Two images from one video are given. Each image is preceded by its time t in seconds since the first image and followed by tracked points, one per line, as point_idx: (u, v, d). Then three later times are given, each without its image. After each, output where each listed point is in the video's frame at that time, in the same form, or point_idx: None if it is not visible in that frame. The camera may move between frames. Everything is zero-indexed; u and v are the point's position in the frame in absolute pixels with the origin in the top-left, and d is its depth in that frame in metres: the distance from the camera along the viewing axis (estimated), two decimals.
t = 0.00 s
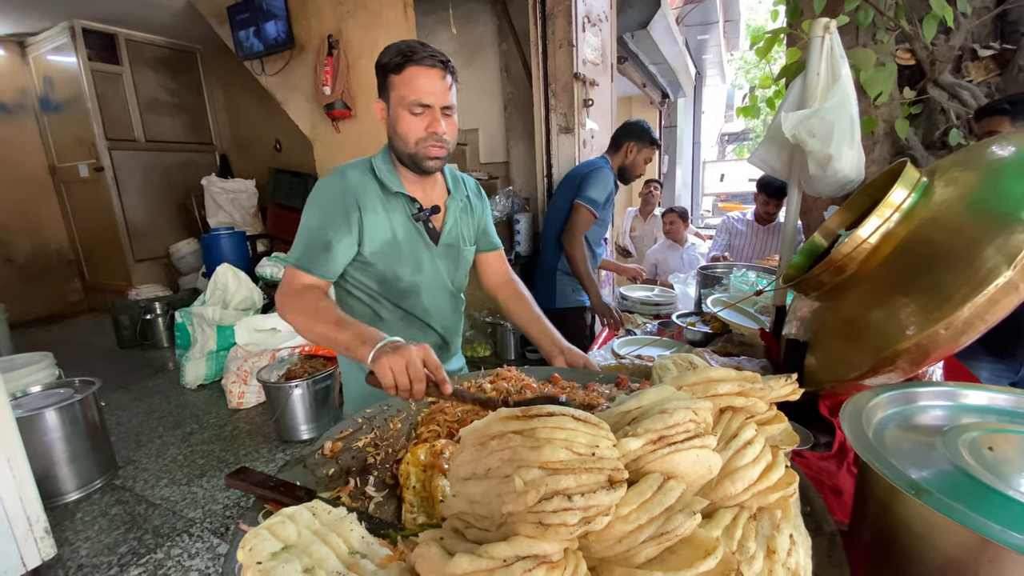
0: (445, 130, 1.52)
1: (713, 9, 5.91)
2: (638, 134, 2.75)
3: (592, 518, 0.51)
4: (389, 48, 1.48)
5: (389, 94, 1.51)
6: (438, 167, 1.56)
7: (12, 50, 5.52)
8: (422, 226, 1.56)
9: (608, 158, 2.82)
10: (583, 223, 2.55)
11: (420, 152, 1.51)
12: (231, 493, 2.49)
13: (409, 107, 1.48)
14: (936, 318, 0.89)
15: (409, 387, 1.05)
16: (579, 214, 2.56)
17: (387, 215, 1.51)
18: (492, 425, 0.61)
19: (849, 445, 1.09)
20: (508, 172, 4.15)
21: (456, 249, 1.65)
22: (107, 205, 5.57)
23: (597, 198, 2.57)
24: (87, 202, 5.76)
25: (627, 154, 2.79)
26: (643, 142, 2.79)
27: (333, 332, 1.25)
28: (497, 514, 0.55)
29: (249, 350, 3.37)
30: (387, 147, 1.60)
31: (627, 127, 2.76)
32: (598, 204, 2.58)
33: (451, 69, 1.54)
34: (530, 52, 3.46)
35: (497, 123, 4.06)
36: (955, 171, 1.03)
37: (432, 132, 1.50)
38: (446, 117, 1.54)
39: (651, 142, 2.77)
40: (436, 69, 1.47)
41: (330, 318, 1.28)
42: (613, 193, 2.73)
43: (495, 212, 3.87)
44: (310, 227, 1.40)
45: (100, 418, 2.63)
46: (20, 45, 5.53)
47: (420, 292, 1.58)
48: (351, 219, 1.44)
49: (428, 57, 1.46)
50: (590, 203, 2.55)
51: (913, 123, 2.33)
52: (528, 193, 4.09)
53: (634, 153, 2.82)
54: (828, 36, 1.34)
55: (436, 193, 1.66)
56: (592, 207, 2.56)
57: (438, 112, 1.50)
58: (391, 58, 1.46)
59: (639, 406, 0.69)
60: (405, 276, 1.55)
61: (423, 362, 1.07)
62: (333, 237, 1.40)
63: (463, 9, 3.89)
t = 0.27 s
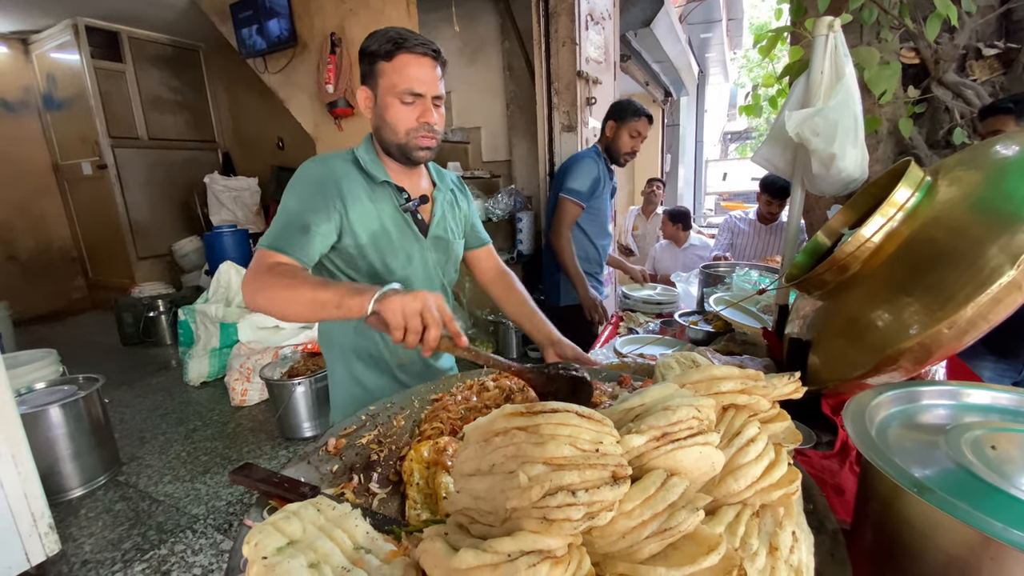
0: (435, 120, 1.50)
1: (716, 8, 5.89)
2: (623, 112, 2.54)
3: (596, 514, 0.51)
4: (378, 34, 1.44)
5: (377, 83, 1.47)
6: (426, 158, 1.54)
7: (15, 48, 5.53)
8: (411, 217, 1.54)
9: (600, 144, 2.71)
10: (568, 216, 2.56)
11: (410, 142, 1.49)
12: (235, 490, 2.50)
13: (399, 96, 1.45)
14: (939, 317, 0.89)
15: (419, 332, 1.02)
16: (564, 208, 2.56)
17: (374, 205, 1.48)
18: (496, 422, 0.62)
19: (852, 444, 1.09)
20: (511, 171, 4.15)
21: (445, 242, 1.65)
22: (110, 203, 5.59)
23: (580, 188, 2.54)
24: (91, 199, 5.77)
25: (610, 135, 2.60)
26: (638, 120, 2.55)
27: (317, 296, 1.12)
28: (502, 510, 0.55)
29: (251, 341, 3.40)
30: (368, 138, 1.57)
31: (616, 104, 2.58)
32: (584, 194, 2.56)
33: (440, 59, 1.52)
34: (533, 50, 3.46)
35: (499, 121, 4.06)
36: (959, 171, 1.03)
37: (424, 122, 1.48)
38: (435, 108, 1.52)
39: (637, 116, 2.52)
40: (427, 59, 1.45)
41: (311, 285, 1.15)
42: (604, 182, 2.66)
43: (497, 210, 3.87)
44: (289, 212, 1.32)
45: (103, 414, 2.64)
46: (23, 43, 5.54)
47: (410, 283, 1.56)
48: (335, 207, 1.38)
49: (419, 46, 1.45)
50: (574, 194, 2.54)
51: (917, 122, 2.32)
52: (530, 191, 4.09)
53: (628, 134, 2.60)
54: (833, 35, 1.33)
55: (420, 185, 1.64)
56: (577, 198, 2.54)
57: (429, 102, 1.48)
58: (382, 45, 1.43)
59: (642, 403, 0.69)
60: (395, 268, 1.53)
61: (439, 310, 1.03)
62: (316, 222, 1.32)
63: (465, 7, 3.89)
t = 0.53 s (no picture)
0: (423, 111, 1.50)
1: (718, 6, 5.87)
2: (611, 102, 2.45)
3: (587, 511, 0.51)
4: (356, 31, 1.40)
5: (360, 79, 1.43)
6: (418, 148, 1.54)
7: (17, 45, 5.54)
8: (410, 208, 1.58)
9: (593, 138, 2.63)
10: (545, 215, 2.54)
11: (403, 135, 1.48)
12: (235, 487, 2.51)
13: (388, 91, 1.42)
14: (937, 316, 0.89)
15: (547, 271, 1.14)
16: (543, 207, 2.56)
17: (382, 194, 1.48)
18: (489, 420, 0.62)
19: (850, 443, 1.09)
20: (511, 169, 4.15)
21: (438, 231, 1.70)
22: (112, 201, 5.60)
23: (559, 185, 2.48)
24: (92, 197, 5.79)
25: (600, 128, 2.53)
26: (628, 112, 2.41)
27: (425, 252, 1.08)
28: (494, 507, 0.55)
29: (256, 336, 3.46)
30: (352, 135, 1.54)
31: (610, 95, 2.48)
32: (563, 192, 2.51)
33: (421, 50, 1.50)
34: (533, 48, 3.45)
35: (500, 119, 4.05)
36: (959, 169, 1.03)
37: (414, 115, 1.48)
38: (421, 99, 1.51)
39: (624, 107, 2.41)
40: (408, 51, 1.42)
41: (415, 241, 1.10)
42: (593, 178, 2.56)
43: (497, 208, 3.86)
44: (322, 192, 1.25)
45: (104, 411, 2.65)
46: (25, 40, 5.55)
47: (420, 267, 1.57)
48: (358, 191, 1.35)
49: (401, 39, 1.42)
50: (553, 192, 2.50)
51: (919, 121, 2.31)
52: (531, 190, 4.09)
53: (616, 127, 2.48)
54: (833, 33, 1.33)
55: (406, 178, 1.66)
56: (556, 196, 2.50)
57: (417, 94, 1.47)
58: (362, 42, 1.39)
59: (635, 401, 0.69)
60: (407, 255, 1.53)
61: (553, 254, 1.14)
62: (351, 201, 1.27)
63: (466, 5, 3.88)
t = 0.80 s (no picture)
0: (430, 119, 1.53)
1: (720, 5, 5.85)
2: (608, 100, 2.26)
3: (584, 510, 0.51)
4: (379, 36, 1.41)
5: (375, 81, 1.44)
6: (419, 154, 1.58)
7: (19, 45, 5.55)
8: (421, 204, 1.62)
9: (587, 140, 2.45)
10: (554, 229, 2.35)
11: (404, 140, 1.51)
12: (236, 485, 2.52)
13: (399, 95, 1.44)
14: (938, 316, 0.89)
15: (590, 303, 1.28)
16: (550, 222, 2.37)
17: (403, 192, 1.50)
18: (487, 418, 0.62)
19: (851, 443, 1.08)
20: (513, 168, 4.14)
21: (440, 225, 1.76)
22: (114, 200, 5.61)
23: (562, 196, 2.30)
24: (95, 196, 5.80)
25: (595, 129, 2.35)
26: (625, 112, 2.25)
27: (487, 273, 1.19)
28: (492, 506, 0.55)
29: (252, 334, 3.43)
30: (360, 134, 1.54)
31: (604, 93, 2.28)
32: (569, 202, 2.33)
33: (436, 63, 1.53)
34: (535, 47, 3.45)
35: (501, 118, 4.05)
36: (960, 168, 1.02)
37: (421, 122, 1.50)
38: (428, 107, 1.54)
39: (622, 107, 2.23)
40: (425, 62, 1.45)
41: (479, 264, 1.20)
42: (592, 184, 2.41)
43: (498, 208, 3.89)
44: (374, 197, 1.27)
45: (106, 410, 2.66)
46: (27, 40, 5.56)
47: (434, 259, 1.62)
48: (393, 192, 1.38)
49: (419, 51, 1.44)
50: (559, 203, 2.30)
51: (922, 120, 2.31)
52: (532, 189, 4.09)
53: (613, 127, 2.31)
54: (834, 32, 1.32)
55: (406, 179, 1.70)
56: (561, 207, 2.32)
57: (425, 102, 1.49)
58: (383, 47, 1.41)
59: (633, 400, 0.69)
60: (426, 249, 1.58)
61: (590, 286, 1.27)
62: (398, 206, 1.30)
63: (468, 4, 3.87)
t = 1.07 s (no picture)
0: (433, 120, 1.53)
1: (723, 5, 5.85)
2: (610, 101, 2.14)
3: (586, 514, 0.51)
4: (386, 40, 1.46)
5: (381, 81, 1.48)
6: (423, 154, 1.56)
7: (23, 46, 5.57)
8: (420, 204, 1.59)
9: (584, 142, 2.32)
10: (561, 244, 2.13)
11: (407, 138, 1.50)
12: (238, 486, 2.52)
13: (401, 94, 1.46)
14: (942, 318, 0.88)
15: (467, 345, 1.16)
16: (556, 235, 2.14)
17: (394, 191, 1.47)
18: (489, 422, 0.62)
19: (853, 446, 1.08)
20: (515, 169, 4.15)
21: (445, 224, 1.72)
22: (117, 201, 5.63)
23: (567, 207, 2.13)
24: (98, 197, 5.82)
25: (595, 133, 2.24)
26: (627, 116, 2.15)
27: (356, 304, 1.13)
28: (494, 510, 0.55)
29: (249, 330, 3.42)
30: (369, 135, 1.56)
31: (604, 94, 2.17)
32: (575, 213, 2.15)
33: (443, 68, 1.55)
34: (537, 48, 3.45)
35: (503, 119, 4.05)
36: (964, 170, 1.02)
37: (423, 122, 1.50)
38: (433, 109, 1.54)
39: (625, 112, 2.13)
40: (429, 64, 1.47)
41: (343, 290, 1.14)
42: (590, 190, 2.29)
43: (501, 208, 3.90)
44: (318, 204, 1.27)
45: (109, 410, 2.67)
46: (31, 41, 5.58)
47: (430, 261, 1.60)
48: (362, 195, 1.36)
49: (423, 52, 1.47)
50: (566, 215, 2.13)
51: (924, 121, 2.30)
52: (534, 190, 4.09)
53: (613, 132, 2.22)
54: (837, 33, 1.32)
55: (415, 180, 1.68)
56: (567, 219, 2.13)
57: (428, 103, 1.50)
58: (389, 49, 1.45)
59: (636, 404, 0.69)
60: (417, 249, 1.54)
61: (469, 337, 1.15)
62: (342, 213, 1.29)
63: (470, 5, 3.88)
